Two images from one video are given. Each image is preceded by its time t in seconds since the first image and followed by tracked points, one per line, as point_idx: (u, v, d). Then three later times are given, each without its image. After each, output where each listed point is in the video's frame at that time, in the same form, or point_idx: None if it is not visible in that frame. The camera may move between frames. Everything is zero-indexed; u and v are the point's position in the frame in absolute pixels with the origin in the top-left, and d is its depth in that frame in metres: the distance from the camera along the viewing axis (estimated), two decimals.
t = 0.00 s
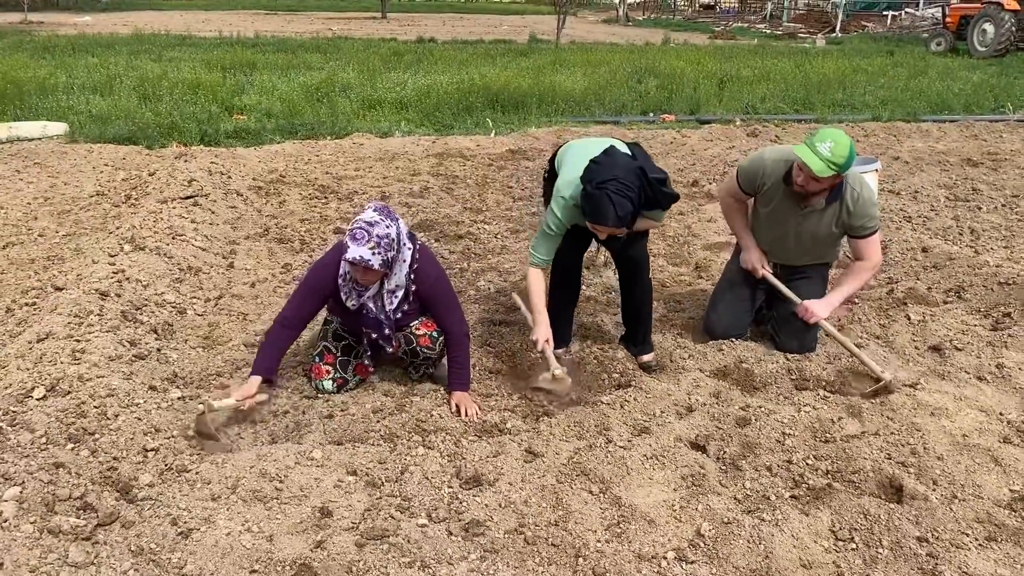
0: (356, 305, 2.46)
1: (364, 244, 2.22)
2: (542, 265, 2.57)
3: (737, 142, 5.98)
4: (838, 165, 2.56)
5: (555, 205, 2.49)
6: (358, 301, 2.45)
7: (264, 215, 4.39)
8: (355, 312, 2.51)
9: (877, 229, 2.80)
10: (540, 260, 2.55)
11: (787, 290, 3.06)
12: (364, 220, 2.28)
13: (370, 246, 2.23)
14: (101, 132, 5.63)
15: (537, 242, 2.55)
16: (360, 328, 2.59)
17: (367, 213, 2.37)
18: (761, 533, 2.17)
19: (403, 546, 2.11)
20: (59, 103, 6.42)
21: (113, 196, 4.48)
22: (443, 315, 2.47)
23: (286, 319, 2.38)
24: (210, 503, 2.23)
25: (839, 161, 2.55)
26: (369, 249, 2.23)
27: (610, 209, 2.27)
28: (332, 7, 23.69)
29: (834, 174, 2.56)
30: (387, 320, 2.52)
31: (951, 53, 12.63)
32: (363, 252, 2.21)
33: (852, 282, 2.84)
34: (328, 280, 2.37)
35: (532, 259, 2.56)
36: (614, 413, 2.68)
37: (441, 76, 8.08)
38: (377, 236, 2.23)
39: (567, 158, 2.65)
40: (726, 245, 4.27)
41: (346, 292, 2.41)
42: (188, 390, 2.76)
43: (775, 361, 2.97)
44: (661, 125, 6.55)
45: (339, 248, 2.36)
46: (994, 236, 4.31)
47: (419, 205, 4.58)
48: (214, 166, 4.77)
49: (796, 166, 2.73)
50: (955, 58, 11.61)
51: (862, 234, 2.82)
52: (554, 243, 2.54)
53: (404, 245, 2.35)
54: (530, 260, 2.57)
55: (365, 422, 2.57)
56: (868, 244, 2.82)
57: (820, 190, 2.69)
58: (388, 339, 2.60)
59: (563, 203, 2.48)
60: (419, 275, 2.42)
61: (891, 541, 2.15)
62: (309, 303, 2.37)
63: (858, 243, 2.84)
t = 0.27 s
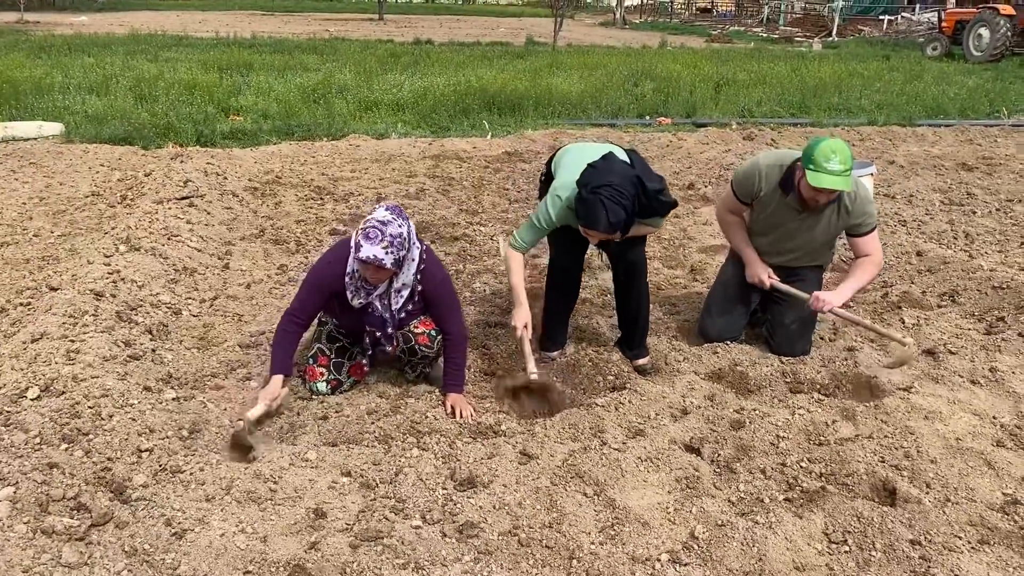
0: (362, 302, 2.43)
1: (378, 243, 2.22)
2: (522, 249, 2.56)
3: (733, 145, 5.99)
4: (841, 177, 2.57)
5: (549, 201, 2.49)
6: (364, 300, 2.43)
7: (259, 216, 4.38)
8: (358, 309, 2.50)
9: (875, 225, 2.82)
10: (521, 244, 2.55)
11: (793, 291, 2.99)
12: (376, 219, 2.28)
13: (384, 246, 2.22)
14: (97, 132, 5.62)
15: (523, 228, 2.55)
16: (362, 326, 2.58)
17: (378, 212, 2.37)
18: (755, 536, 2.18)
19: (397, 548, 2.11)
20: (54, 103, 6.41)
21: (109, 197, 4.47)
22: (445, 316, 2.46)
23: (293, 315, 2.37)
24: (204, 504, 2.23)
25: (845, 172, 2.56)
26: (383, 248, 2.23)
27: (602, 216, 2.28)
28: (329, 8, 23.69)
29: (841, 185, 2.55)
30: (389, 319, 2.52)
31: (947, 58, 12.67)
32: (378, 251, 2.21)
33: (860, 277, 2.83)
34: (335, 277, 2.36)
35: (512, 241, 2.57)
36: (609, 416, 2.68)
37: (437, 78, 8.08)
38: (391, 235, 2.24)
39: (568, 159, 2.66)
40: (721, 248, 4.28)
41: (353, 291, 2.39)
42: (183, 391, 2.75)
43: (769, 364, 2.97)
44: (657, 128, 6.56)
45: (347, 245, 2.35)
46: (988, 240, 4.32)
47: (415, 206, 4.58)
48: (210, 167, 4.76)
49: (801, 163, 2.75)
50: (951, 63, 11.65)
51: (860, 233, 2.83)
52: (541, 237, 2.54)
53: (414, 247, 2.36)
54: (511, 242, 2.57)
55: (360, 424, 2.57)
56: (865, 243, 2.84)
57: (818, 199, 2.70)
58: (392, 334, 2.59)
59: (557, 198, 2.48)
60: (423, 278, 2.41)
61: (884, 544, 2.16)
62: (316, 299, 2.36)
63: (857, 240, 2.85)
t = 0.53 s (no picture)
0: (370, 299, 2.40)
1: (390, 238, 2.20)
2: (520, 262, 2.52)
3: (730, 147, 5.99)
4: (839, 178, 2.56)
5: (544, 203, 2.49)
6: (371, 296, 2.39)
7: (255, 216, 4.36)
8: (365, 306, 2.48)
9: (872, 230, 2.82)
10: (519, 256, 2.51)
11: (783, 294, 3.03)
12: (387, 215, 2.25)
13: (396, 241, 2.20)
14: (92, 131, 5.60)
15: (521, 238, 2.52)
16: (367, 323, 2.56)
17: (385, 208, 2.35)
18: (751, 537, 2.17)
19: (393, 548, 2.10)
20: (50, 101, 6.39)
21: (104, 195, 4.46)
22: (448, 314, 2.45)
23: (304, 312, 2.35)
24: (199, 504, 2.22)
25: (844, 172, 2.56)
26: (395, 243, 2.21)
27: (596, 214, 2.27)
28: (326, 8, 23.66)
29: (836, 184, 2.54)
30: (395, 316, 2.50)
31: (944, 61, 12.70)
32: (391, 246, 2.19)
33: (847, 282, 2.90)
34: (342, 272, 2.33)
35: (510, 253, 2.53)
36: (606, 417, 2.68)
37: (435, 78, 8.07)
38: (402, 231, 2.22)
39: (569, 160, 2.65)
40: (718, 249, 4.27)
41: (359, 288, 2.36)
42: (178, 390, 2.74)
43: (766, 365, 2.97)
44: (654, 129, 6.56)
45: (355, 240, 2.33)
46: (985, 242, 4.33)
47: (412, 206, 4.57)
48: (206, 166, 4.73)
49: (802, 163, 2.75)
50: (948, 66, 11.67)
51: (858, 237, 2.84)
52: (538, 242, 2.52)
53: (423, 243, 2.34)
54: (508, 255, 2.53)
55: (355, 424, 2.56)
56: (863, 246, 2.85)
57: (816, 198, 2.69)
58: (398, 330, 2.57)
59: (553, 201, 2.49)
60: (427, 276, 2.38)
61: (881, 545, 2.16)
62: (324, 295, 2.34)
63: (854, 244, 2.86)
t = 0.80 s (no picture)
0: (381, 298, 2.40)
1: (406, 239, 2.19)
2: (539, 273, 2.52)
3: (728, 147, 5.99)
4: (825, 171, 2.58)
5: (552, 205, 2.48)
6: (382, 296, 2.39)
7: (253, 215, 4.35)
8: (375, 305, 2.47)
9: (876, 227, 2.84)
10: (535, 268, 2.50)
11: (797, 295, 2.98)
12: (401, 214, 2.25)
13: (413, 241, 2.21)
14: (89, 129, 5.58)
15: (534, 246, 2.51)
16: (374, 323, 2.56)
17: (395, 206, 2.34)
18: (748, 538, 2.17)
19: (390, 548, 2.09)
20: (47, 99, 6.37)
21: (101, 194, 4.44)
22: (452, 315, 2.44)
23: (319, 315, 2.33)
24: (195, 504, 2.22)
25: (831, 167, 2.56)
26: (412, 243, 2.21)
27: (603, 217, 2.27)
28: (324, 7, 23.64)
29: (815, 172, 2.58)
30: (404, 314, 2.50)
31: (941, 62, 12.71)
32: (409, 247, 2.19)
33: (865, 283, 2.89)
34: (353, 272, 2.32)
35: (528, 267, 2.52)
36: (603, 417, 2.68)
37: (433, 78, 8.06)
38: (418, 230, 2.22)
39: (568, 159, 2.64)
40: (716, 250, 4.27)
41: (371, 287, 2.36)
42: (175, 389, 2.73)
43: (764, 366, 2.97)
44: (652, 129, 6.55)
45: (364, 240, 2.31)
46: (983, 243, 4.33)
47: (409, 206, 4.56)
48: (203, 165, 4.71)
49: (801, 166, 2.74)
50: (945, 67, 11.69)
51: (863, 237, 2.85)
52: (550, 249, 2.51)
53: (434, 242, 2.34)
54: (524, 266, 2.52)
55: (353, 424, 2.56)
56: (868, 246, 2.88)
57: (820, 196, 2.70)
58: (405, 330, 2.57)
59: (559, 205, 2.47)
60: (437, 276, 2.39)
61: (878, 546, 2.16)
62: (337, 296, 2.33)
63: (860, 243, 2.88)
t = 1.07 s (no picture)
0: (394, 299, 2.40)
1: (426, 241, 2.20)
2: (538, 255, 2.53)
3: (726, 147, 5.99)
4: (798, 159, 2.59)
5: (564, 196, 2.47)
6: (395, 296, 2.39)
7: (250, 214, 4.34)
8: (387, 306, 2.47)
9: (862, 227, 2.81)
10: (535, 249, 2.51)
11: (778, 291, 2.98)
12: (417, 216, 2.25)
13: (433, 243, 2.22)
14: (87, 128, 5.57)
15: (537, 230, 2.53)
16: (382, 323, 2.55)
17: (407, 207, 2.33)
18: (746, 538, 2.17)
19: (388, 548, 2.09)
20: (44, 98, 6.36)
21: (98, 193, 4.44)
22: (457, 317, 2.45)
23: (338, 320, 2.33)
24: (193, 504, 2.22)
25: (803, 154, 2.58)
26: (432, 245, 2.22)
27: (625, 213, 2.27)
28: (322, 6, 23.61)
29: (787, 157, 2.60)
30: (416, 316, 2.51)
31: (939, 63, 12.73)
32: (429, 249, 2.19)
33: (846, 285, 2.85)
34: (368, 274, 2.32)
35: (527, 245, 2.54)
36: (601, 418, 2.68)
37: (431, 77, 8.06)
38: (436, 232, 2.23)
39: (574, 156, 2.63)
40: (713, 250, 4.27)
41: (384, 288, 2.36)
42: (172, 389, 2.73)
43: (762, 366, 2.97)
44: (650, 130, 6.55)
45: (379, 241, 2.32)
46: (980, 244, 4.34)
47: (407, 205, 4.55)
48: (201, 164, 4.70)
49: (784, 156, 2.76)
50: (942, 68, 11.71)
51: (849, 236, 2.82)
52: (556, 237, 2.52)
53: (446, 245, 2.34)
54: (525, 246, 2.54)
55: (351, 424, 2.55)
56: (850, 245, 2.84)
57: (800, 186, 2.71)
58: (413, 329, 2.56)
59: (571, 196, 2.47)
60: (447, 277, 2.38)
61: (876, 547, 2.16)
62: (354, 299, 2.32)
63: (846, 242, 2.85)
